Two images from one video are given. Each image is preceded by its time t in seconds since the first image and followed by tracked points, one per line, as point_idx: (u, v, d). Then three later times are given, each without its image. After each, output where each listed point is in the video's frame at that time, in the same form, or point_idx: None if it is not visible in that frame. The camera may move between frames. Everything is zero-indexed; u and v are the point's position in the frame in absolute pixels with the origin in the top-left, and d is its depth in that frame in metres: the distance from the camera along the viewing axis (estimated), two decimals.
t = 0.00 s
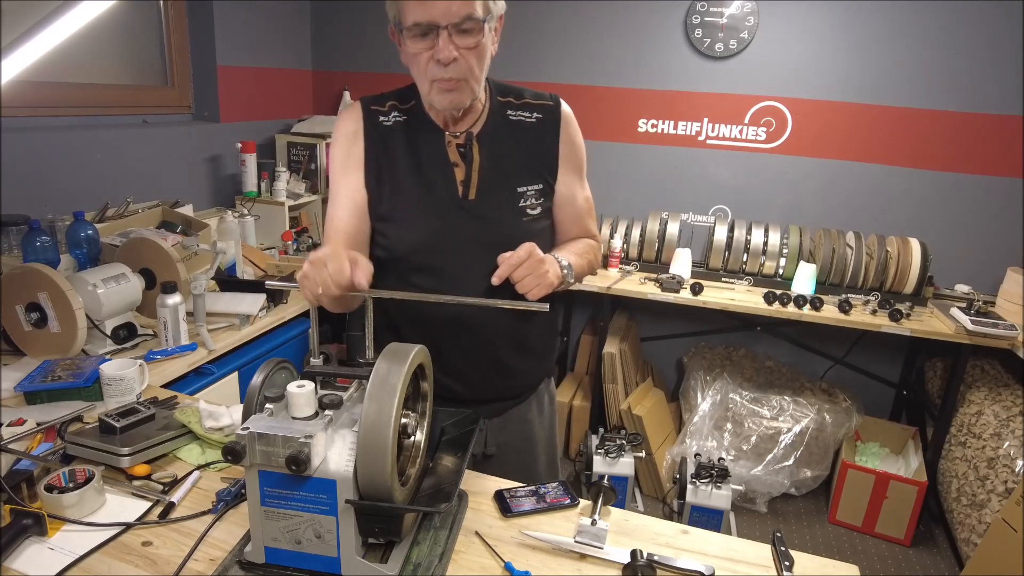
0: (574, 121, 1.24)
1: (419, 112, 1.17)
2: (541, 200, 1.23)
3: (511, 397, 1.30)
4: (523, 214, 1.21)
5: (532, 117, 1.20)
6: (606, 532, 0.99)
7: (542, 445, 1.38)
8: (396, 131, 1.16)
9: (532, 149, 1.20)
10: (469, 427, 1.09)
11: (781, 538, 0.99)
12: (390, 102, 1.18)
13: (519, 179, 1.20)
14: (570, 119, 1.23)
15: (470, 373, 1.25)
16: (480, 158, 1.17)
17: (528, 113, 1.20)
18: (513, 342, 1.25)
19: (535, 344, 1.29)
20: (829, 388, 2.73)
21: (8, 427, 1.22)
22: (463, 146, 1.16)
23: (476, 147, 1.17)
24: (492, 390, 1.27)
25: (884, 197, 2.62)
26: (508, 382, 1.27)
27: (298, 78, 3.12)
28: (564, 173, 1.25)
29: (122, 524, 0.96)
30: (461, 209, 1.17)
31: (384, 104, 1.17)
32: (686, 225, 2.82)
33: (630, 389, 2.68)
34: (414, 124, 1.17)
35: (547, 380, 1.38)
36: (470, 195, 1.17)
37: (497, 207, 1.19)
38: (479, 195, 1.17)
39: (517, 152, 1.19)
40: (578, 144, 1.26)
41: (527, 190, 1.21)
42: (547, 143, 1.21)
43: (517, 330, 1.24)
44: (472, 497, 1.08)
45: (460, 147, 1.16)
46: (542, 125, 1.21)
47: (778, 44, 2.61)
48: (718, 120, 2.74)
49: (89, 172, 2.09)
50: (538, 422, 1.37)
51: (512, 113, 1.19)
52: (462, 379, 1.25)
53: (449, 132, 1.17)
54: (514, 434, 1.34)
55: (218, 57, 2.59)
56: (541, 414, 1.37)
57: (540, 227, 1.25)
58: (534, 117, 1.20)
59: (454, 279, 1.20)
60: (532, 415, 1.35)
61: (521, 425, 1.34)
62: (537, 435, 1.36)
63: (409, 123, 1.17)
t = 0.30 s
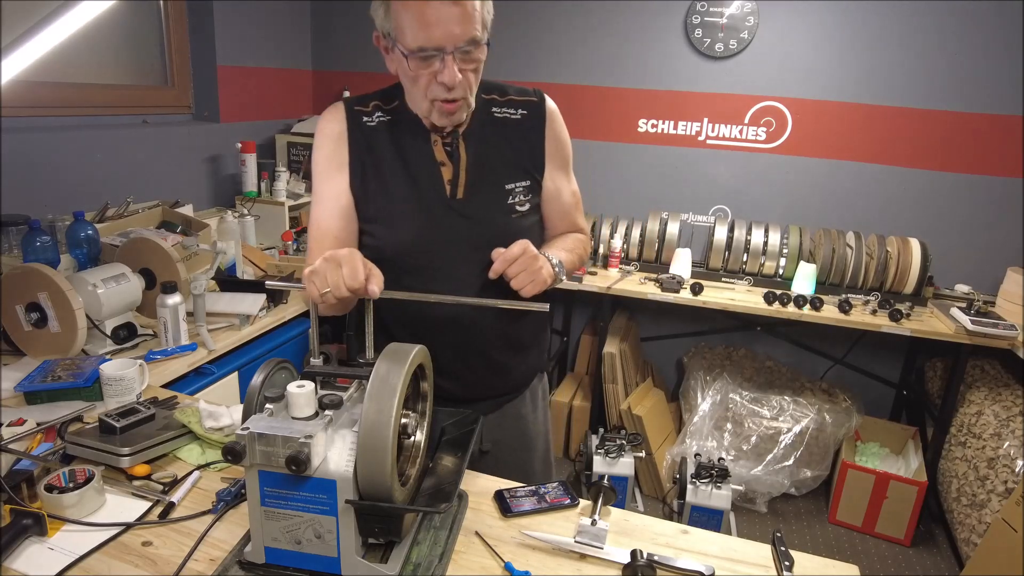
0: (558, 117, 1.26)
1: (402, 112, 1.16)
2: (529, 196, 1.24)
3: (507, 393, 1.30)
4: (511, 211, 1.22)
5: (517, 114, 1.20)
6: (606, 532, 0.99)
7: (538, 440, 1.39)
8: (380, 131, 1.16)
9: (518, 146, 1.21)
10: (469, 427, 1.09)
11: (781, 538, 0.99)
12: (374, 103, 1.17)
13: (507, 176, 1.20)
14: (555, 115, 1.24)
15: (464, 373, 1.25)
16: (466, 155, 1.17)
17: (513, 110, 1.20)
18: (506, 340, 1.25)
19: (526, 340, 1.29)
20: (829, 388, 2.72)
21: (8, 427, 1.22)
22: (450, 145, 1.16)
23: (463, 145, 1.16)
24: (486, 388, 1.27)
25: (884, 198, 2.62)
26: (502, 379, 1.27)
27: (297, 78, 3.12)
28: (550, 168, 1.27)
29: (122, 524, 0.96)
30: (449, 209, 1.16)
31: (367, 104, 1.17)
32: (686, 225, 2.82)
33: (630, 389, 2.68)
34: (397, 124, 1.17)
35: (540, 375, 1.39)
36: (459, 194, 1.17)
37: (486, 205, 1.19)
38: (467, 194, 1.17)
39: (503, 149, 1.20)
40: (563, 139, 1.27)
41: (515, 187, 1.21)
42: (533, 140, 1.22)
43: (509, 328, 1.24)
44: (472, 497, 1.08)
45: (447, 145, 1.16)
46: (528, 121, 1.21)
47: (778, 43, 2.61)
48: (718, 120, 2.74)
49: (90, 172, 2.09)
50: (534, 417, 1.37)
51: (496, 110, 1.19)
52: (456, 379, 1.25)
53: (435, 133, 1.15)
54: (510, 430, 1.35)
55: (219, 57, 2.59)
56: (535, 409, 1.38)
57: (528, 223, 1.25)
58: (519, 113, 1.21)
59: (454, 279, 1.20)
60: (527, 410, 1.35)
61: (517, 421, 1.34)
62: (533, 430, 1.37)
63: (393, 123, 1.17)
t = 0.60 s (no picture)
0: (551, 116, 1.27)
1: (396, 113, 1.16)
2: (527, 195, 1.24)
3: (508, 391, 1.30)
4: (510, 212, 1.21)
5: (513, 114, 1.21)
6: (606, 532, 0.99)
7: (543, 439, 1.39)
8: (375, 134, 1.15)
9: (514, 146, 1.21)
10: (469, 427, 1.09)
11: (781, 538, 0.99)
12: (368, 104, 1.17)
13: (504, 176, 1.20)
14: (548, 114, 1.25)
15: (463, 373, 1.25)
16: (464, 156, 1.16)
17: (509, 109, 1.21)
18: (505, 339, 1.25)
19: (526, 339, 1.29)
20: (829, 388, 2.72)
21: (8, 427, 1.22)
22: (447, 147, 1.15)
23: (460, 147, 1.15)
24: (487, 387, 1.27)
25: (884, 198, 2.62)
26: (502, 376, 1.28)
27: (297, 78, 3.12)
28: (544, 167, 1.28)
29: (122, 524, 0.96)
30: (447, 210, 1.16)
31: (360, 107, 1.16)
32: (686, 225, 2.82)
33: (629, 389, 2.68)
34: (392, 125, 1.16)
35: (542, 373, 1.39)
36: (457, 195, 1.16)
37: (485, 206, 1.19)
38: (465, 195, 1.17)
39: (500, 149, 1.20)
40: (555, 138, 1.28)
41: (512, 186, 1.21)
42: (528, 139, 1.22)
43: (507, 326, 1.25)
44: (472, 497, 1.08)
45: (443, 146, 1.15)
46: (524, 121, 1.22)
47: (779, 43, 2.61)
48: (718, 120, 2.74)
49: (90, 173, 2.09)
50: (536, 415, 1.37)
51: (493, 110, 1.19)
52: (456, 378, 1.25)
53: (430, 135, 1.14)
54: (513, 427, 1.34)
55: (219, 57, 2.59)
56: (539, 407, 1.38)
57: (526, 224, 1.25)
58: (515, 113, 1.21)
59: (453, 279, 1.20)
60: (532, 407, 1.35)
61: (521, 418, 1.34)
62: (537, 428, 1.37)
63: (388, 125, 1.16)
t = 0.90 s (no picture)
0: (589, 127, 1.20)
1: (430, 114, 1.14)
2: (553, 207, 1.19)
3: (519, 396, 1.29)
4: (533, 221, 1.18)
5: (546, 124, 1.15)
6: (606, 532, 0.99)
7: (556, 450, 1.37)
8: (408, 133, 1.14)
9: (545, 157, 1.16)
10: (469, 427, 1.09)
11: (781, 538, 0.99)
12: (403, 102, 1.15)
13: (530, 185, 1.17)
14: (585, 125, 1.19)
15: (471, 373, 1.25)
16: (492, 162, 1.14)
17: (543, 119, 1.15)
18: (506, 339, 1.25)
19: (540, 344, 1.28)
20: (829, 388, 2.72)
21: (8, 427, 1.22)
22: (478, 151, 1.14)
23: (490, 153, 1.14)
24: (496, 390, 1.27)
25: (884, 198, 2.62)
26: (518, 383, 1.27)
27: (297, 78, 3.12)
28: (579, 180, 1.20)
29: (122, 524, 0.97)
30: (470, 215, 1.15)
31: (396, 104, 1.15)
32: (686, 225, 2.82)
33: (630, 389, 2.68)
34: (426, 125, 1.15)
35: (558, 382, 1.38)
36: (482, 200, 1.15)
37: (507, 215, 1.16)
38: (490, 200, 1.15)
39: (528, 159, 1.15)
40: (594, 151, 1.21)
41: (539, 197, 1.17)
42: (560, 151, 1.16)
43: (518, 329, 1.24)
44: (472, 497, 1.08)
45: (473, 151, 1.14)
46: (557, 132, 1.15)
47: (779, 43, 2.61)
48: (718, 120, 2.74)
49: (90, 173, 2.09)
50: (550, 423, 1.36)
51: (527, 119, 1.14)
52: (463, 379, 1.25)
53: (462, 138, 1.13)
54: (526, 433, 1.33)
55: (219, 57, 2.59)
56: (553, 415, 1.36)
57: (552, 234, 1.21)
58: (548, 124, 1.15)
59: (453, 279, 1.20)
60: (545, 415, 1.35)
61: (534, 424, 1.34)
62: (550, 437, 1.36)
63: (422, 124, 1.15)
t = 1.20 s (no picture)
0: (676, 153, 1.10)
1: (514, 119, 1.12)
2: (621, 231, 1.12)
3: (553, 408, 1.30)
4: (596, 243, 1.13)
5: (628, 147, 1.07)
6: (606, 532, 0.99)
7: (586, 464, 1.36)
8: (489, 136, 1.14)
9: (620, 180, 1.08)
10: (469, 427, 1.09)
11: (781, 538, 0.99)
12: (491, 102, 1.14)
13: (598, 207, 1.11)
14: (671, 149, 1.09)
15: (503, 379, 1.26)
16: (563, 179, 1.10)
17: (626, 143, 1.07)
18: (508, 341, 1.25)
19: (582, 360, 1.25)
20: (830, 388, 2.71)
21: (8, 427, 1.22)
22: (551, 165, 1.10)
23: (564, 169, 1.09)
24: (525, 399, 1.28)
25: (883, 197, 2.62)
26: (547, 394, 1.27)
27: (297, 78, 3.13)
28: (652, 210, 1.09)
29: (122, 524, 0.97)
30: (534, 225, 1.13)
31: (484, 104, 1.14)
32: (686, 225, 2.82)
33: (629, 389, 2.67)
34: (510, 128, 1.12)
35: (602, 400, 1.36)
36: (548, 213, 1.12)
37: (571, 232, 1.13)
38: (556, 213, 1.12)
39: (600, 179, 1.09)
40: (680, 179, 1.09)
41: (606, 219, 1.12)
42: (636, 177, 1.08)
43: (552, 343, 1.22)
44: (473, 497, 1.08)
45: (548, 164, 1.10)
46: (638, 158, 1.07)
47: (778, 43, 2.61)
48: (718, 120, 2.74)
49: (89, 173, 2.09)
50: (583, 437, 1.35)
51: (609, 139, 1.07)
52: (497, 384, 1.27)
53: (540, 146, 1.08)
54: (556, 445, 1.33)
55: (218, 57, 2.59)
56: (589, 430, 1.35)
57: (620, 259, 1.15)
58: (631, 148, 1.07)
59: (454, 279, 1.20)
60: (578, 429, 1.34)
61: (566, 437, 1.33)
62: (581, 451, 1.35)
63: (506, 126, 1.13)
